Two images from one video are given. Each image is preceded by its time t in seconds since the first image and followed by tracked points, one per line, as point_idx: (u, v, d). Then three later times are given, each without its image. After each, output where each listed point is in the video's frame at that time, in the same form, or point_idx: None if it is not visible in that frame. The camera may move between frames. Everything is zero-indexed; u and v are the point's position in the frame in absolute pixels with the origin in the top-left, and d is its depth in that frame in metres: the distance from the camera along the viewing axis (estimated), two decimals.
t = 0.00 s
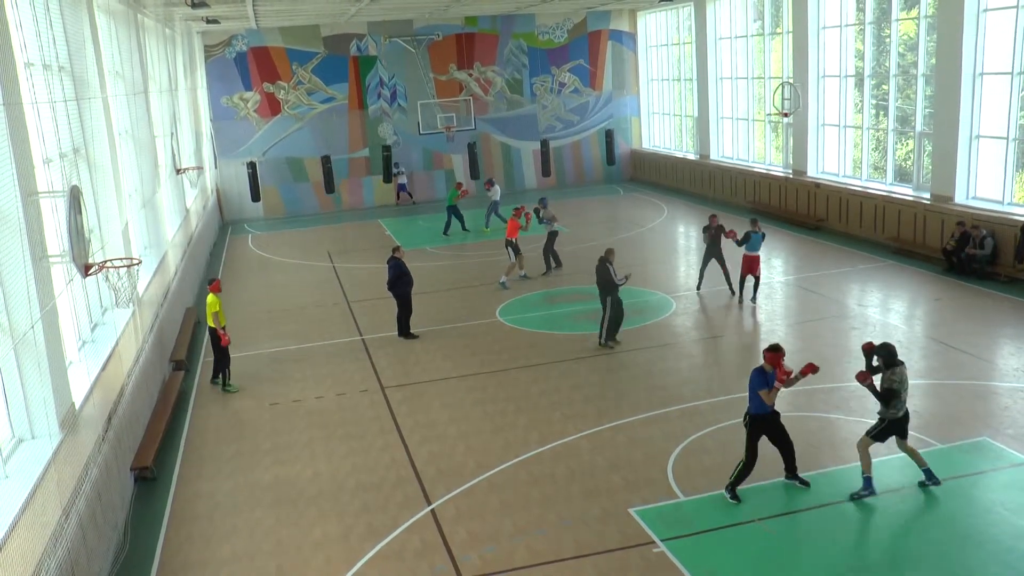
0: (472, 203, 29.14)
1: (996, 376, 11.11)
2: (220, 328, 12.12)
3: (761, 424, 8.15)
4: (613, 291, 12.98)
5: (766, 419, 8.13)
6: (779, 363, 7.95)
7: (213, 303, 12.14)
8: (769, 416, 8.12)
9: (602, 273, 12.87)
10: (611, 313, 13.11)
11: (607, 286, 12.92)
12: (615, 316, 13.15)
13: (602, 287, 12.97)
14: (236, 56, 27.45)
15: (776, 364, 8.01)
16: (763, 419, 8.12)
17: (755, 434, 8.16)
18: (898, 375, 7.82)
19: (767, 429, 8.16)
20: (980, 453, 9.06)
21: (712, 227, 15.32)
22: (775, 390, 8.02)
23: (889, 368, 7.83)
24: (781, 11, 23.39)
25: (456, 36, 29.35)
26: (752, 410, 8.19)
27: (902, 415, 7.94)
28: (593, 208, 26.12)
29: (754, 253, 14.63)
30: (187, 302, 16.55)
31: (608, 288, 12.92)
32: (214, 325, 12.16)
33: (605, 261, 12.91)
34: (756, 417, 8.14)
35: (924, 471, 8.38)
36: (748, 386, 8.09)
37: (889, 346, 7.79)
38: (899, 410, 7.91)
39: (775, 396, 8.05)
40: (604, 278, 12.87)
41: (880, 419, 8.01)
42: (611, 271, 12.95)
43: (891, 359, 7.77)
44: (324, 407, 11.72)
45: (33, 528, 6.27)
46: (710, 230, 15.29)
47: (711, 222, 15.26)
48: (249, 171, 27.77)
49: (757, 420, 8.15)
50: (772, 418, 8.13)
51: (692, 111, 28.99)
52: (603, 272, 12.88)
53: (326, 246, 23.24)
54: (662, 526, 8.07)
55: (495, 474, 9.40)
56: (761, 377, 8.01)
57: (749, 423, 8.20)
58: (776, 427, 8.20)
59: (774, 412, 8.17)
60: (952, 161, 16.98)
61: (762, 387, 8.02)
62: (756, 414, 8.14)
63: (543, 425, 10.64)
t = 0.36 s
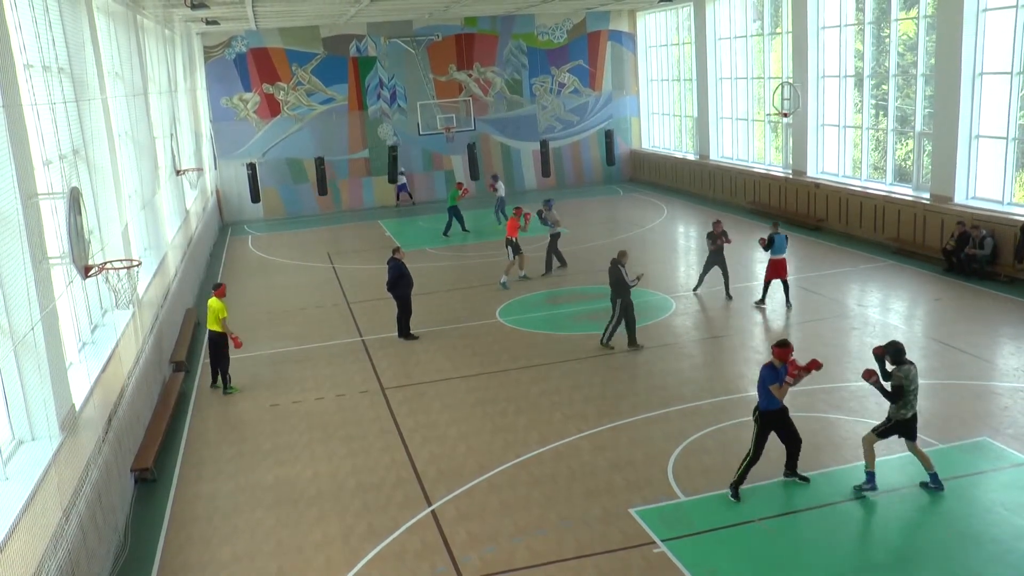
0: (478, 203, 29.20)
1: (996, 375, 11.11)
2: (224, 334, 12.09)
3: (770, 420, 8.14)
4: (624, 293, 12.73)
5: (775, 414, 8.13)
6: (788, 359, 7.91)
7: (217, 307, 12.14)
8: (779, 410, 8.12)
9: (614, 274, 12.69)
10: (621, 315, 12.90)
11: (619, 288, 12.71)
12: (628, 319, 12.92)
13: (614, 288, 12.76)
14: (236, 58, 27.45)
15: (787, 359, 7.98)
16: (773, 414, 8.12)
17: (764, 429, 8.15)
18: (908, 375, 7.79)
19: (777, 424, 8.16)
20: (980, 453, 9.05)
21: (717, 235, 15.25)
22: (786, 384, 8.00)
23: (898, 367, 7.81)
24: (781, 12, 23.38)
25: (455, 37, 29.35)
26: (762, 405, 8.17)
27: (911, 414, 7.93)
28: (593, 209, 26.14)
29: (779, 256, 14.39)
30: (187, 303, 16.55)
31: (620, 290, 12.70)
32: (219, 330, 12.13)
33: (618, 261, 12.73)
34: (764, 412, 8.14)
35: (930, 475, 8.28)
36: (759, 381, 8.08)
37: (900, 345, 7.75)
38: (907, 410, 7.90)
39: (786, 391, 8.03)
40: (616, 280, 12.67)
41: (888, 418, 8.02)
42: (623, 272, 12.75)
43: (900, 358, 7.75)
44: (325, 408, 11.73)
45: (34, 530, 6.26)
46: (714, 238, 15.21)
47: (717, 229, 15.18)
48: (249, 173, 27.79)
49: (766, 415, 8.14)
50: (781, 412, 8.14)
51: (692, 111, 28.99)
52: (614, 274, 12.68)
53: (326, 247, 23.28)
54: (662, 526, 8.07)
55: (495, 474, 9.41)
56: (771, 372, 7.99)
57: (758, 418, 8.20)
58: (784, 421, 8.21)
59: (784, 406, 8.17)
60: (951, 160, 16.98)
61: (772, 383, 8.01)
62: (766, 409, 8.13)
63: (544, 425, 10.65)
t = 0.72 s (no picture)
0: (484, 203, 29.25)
1: (995, 377, 11.12)
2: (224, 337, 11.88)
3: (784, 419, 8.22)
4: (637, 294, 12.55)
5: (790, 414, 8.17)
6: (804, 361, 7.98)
7: (212, 310, 11.80)
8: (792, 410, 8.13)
9: (627, 276, 12.45)
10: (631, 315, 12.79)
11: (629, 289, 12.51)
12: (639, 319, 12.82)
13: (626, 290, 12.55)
14: (236, 58, 27.44)
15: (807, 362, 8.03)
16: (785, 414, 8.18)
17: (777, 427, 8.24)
18: (912, 380, 7.77)
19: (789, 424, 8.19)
20: (980, 454, 9.07)
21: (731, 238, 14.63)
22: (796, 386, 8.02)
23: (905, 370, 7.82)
24: (781, 13, 23.38)
25: (455, 37, 29.33)
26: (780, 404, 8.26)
27: (910, 418, 7.93)
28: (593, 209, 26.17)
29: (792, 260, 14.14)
30: (187, 303, 16.56)
31: (632, 292, 12.50)
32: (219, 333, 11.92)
33: (630, 262, 12.47)
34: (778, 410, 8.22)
35: (934, 473, 8.30)
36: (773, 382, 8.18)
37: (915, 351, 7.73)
38: (906, 412, 7.91)
39: (794, 393, 8.05)
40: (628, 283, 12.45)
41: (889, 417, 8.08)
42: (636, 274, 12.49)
43: (910, 362, 7.74)
44: (324, 408, 11.73)
45: (33, 530, 6.26)
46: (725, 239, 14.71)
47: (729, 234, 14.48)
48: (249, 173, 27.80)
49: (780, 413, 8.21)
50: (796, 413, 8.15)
51: (692, 112, 28.98)
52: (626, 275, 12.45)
53: (326, 246, 23.29)
54: (662, 526, 8.08)
55: (495, 474, 9.40)
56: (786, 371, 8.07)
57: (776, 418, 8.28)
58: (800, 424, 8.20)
59: (800, 409, 8.17)
60: (951, 162, 16.99)
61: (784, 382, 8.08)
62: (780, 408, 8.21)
63: (544, 425, 10.65)
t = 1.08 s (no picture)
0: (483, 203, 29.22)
1: (996, 377, 11.12)
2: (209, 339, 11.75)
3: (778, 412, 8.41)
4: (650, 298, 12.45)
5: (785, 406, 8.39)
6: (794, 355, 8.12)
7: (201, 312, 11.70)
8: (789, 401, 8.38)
9: (640, 277, 12.40)
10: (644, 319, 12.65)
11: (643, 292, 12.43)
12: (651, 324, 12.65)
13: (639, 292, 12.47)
14: (235, 57, 27.42)
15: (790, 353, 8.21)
16: (780, 406, 8.39)
17: (773, 421, 8.43)
18: (954, 378, 7.73)
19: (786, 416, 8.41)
20: (980, 454, 9.06)
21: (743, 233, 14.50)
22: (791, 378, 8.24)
23: (945, 369, 7.78)
24: (781, 13, 23.39)
25: (455, 37, 29.32)
26: (770, 398, 8.43)
27: (955, 418, 7.84)
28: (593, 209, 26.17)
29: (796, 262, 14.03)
30: (187, 302, 16.56)
31: (645, 295, 12.40)
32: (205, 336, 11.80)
33: (643, 265, 12.44)
34: (774, 404, 8.40)
35: (972, 480, 8.18)
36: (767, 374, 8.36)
37: (953, 349, 7.73)
38: (951, 412, 7.82)
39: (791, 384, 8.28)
40: (642, 285, 12.37)
41: (933, 419, 7.98)
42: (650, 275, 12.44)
43: (950, 361, 7.72)
44: (324, 408, 11.72)
45: (33, 529, 6.27)
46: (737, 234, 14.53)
47: (745, 229, 14.39)
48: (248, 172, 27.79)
49: (776, 407, 8.40)
50: (792, 403, 8.39)
51: (692, 112, 28.97)
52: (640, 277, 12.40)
53: (325, 246, 23.28)
54: (661, 527, 8.07)
55: (495, 474, 9.40)
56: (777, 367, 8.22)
57: (768, 411, 8.46)
58: (796, 412, 8.44)
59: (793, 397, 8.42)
60: (951, 162, 16.99)
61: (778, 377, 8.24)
62: (773, 401, 8.39)
63: (543, 425, 10.65)
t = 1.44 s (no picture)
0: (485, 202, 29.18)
1: (996, 379, 11.11)
2: (207, 340, 11.65)
3: (784, 406, 8.42)
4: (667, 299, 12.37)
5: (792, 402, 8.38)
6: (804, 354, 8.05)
7: (200, 313, 11.59)
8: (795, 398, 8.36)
9: (654, 276, 12.27)
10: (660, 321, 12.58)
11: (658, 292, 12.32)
12: (666, 324, 12.59)
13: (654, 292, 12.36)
14: (236, 55, 27.42)
15: (802, 351, 8.13)
16: (786, 401, 8.38)
17: (779, 415, 8.46)
18: (971, 376, 7.69)
19: (791, 412, 8.41)
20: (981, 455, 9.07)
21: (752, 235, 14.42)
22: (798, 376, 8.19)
23: (962, 367, 7.75)
24: (782, 14, 23.39)
25: (456, 37, 29.34)
26: (778, 391, 8.44)
27: (972, 417, 7.78)
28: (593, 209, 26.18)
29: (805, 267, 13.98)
30: (187, 300, 16.56)
31: (661, 295, 12.32)
32: (203, 338, 11.68)
33: (658, 265, 12.25)
34: (780, 399, 8.40)
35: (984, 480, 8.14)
36: (774, 368, 8.33)
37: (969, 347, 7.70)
38: (967, 412, 7.77)
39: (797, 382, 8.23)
40: (658, 286, 12.24)
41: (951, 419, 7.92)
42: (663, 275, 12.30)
43: (967, 359, 7.69)
44: (324, 407, 11.72)
45: (32, 526, 6.27)
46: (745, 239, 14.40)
47: (751, 229, 14.39)
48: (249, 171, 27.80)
49: (782, 402, 8.41)
50: (799, 401, 8.37)
51: (693, 113, 28.97)
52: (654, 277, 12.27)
53: (325, 245, 23.29)
54: (661, 527, 8.07)
55: (494, 474, 9.39)
56: (785, 363, 8.20)
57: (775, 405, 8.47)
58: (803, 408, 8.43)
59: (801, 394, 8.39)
60: (952, 164, 16.99)
61: (784, 373, 8.23)
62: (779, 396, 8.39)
63: (543, 425, 10.64)
